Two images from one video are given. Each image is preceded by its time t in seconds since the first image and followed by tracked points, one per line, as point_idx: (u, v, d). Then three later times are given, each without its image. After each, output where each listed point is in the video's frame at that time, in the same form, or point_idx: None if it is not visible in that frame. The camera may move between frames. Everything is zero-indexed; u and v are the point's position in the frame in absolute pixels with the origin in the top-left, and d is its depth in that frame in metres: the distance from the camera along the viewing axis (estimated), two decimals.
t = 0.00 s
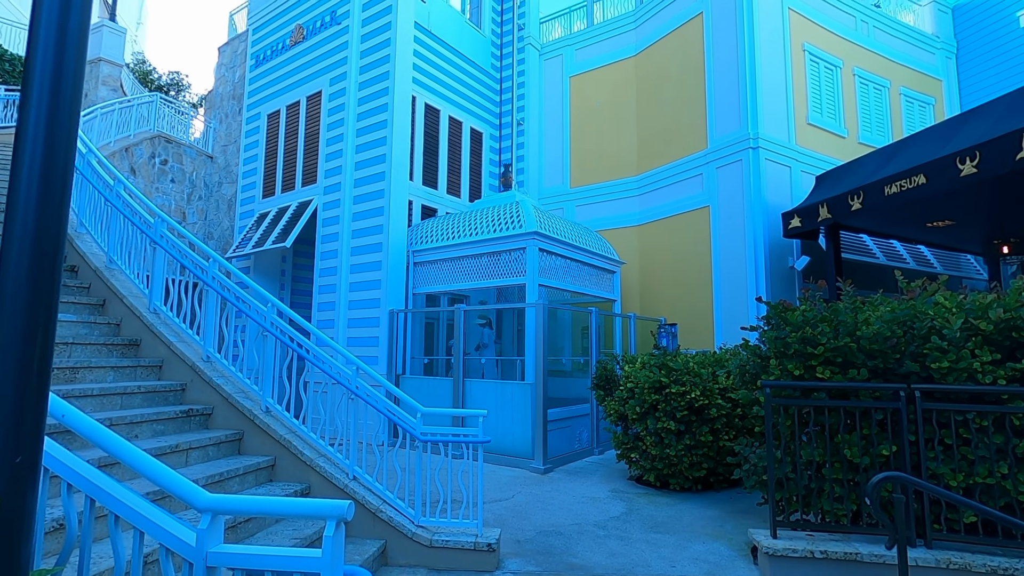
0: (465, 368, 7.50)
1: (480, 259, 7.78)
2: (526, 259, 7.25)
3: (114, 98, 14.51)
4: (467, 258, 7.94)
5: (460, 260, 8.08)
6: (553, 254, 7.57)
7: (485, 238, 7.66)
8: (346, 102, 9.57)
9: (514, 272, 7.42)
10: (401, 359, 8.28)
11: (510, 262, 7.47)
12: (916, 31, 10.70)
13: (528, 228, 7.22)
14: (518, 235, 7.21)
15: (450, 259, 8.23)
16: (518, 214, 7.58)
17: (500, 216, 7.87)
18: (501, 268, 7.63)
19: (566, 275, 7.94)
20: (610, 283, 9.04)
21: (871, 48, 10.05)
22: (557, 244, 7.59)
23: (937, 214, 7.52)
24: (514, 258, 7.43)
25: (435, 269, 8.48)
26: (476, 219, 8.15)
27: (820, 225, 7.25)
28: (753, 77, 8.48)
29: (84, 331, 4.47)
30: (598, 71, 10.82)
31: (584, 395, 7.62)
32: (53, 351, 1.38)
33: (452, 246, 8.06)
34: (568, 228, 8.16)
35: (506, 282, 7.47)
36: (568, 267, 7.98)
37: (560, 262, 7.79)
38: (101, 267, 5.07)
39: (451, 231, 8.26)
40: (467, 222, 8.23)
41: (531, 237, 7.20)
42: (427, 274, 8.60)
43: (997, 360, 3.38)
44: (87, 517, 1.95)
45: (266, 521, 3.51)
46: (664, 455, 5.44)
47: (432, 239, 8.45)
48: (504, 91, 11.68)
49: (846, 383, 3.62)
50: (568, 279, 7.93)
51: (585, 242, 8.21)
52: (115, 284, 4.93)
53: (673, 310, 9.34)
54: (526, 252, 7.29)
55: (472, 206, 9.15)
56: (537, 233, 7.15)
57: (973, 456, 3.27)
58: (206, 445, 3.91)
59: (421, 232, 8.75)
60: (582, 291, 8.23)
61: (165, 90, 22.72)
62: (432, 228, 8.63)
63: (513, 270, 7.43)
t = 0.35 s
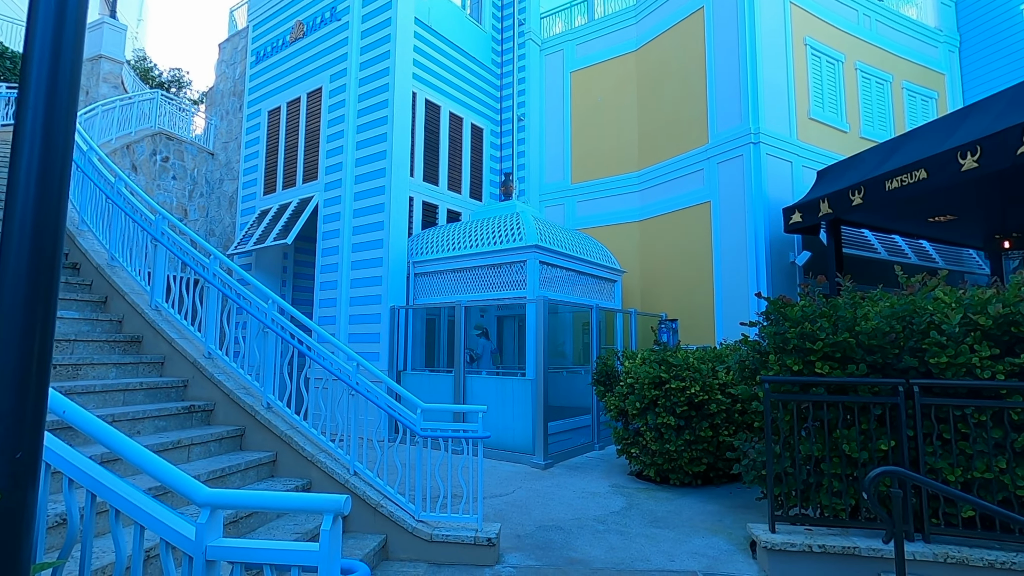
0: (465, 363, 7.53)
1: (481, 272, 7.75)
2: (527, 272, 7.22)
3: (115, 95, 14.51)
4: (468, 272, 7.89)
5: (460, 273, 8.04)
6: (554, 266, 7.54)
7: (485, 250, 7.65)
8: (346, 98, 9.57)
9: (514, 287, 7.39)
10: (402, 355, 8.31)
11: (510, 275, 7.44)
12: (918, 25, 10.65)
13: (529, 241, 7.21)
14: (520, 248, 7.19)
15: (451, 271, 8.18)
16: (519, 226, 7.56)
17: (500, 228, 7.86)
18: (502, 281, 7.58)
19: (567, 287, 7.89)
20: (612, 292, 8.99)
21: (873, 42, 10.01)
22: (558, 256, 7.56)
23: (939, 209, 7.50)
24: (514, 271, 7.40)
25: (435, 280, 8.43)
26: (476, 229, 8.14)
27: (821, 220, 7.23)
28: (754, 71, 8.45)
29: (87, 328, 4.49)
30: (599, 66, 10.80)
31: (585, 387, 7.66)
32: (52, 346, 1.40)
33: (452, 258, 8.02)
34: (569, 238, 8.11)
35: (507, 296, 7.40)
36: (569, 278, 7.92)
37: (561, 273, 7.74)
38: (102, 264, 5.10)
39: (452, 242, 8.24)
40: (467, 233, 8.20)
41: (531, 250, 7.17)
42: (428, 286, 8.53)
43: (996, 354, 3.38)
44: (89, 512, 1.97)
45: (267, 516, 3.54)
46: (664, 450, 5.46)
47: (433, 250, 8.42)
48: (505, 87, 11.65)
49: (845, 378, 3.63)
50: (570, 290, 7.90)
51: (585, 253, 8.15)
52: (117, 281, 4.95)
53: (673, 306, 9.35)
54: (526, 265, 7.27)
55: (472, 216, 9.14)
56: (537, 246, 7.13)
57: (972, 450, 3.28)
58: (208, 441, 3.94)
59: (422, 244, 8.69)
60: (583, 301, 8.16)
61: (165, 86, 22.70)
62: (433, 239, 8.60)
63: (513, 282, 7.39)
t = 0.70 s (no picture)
0: (467, 361, 7.55)
1: (483, 280, 7.78)
2: (529, 280, 7.26)
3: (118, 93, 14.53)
4: (471, 280, 7.91)
5: (463, 281, 8.07)
6: (557, 273, 7.57)
7: (487, 259, 7.67)
8: (349, 95, 9.57)
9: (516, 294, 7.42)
10: (405, 352, 8.34)
11: (513, 283, 7.48)
12: (922, 20, 10.61)
13: (532, 250, 7.26)
14: (523, 257, 7.24)
15: (453, 280, 8.20)
16: (521, 235, 7.60)
17: (503, 236, 7.89)
18: (505, 288, 7.61)
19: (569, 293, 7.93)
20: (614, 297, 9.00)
21: (877, 38, 9.98)
22: (560, 263, 7.60)
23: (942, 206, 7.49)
24: (517, 279, 7.44)
25: (438, 287, 8.46)
26: (478, 237, 8.18)
27: (823, 217, 7.23)
28: (757, 68, 8.44)
29: (93, 325, 4.52)
30: (602, 62, 10.79)
31: (588, 384, 7.68)
32: (67, 343, 1.43)
33: (455, 266, 8.06)
34: (570, 243, 8.11)
35: (507, 305, 7.36)
36: (571, 284, 7.93)
37: (563, 279, 7.76)
38: (108, 262, 5.13)
39: (455, 249, 8.27)
40: (468, 241, 8.23)
41: (534, 259, 7.22)
42: (431, 291, 8.56)
43: (998, 351, 3.40)
44: (100, 507, 2.00)
45: (273, 511, 3.58)
46: (666, 446, 5.48)
47: (435, 258, 8.45)
48: (508, 84, 11.64)
49: (847, 375, 3.63)
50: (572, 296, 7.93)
51: (586, 260, 8.13)
52: (122, 279, 4.98)
53: (676, 303, 9.37)
54: (529, 274, 7.31)
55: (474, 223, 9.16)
56: (540, 255, 7.18)
57: (973, 447, 3.30)
58: (214, 437, 3.97)
59: (424, 253, 8.71)
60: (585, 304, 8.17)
61: (167, 84, 22.70)
62: (436, 246, 8.63)
63: (516, 291, 7.41)
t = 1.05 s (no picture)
0: (469, 361, 7.55)
1: (486, 281, 7.78)
2: (531, 281, 7.27)
3: (120, 93, 14.55)
4: (473, 281, 7.91)
5: (465, 283, 8.07)
6: (558, 275, 7.56)
7: (489, 260, 7.68)
8: (351, 94, 9.58)
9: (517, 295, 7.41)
10: (407, 351, 8.34)
11: (514, 285, 7.48)
12: (925, 18, 10.57)
13: (533, 252, 7.25)
14: (525, 259, 7.22)
15: (455, 281, 8.20)
16: (523, 237, 7.60)
17: (505, 237, 7.90)
18: (507, 289, 7.60)
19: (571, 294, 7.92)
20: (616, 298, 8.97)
21: (880, 35, 9.95)
22: (561, 265, 7.58)
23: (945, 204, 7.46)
24: (518, 281, 7.44)
25: (439, 287, 8.46)
26: (480, 238, 8.18)
27: (826, 216, 7.20)
28: (759, 66, 8.41)
29: (96, 325, 4.53)
30: (603, 61, 10.77)
31: (590, 384, 7.68)
32: (69, 343, 1.43)
33: (457, 267, 8.07)
34: (571, 245, 8.11)
35: (508, 305, 7.35)
36: (573, 284, 7.92)
37: (565, 280, 7.76)
38: (110, 261, 5.14)
39: (457, 251, 8.27)
40: (470, 242, 8.24)
41: (536, 261, 7.21)
42: (433, 292, 8.56)
43: (1001, 350, 3.39)
44: (103, 506, 2.00)
45: (275, 510, 3.59)
46: (668, 446, 5.48)
47: (438, 259, 8.45)
48: (510, 82, 11.61)
49: (849, 374, 3.62)
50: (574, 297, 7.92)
51: (587, 261, 8.13)
52: (125, 278, 4.99)
53: (678, 302, 9.36)
54: (531, 277, 7.30)
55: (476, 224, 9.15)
56: (541, 258, 7.17)
57: (976, 446, 3.28)
58: (216, 437, 3.99)
59: (426, 254, 8.71)
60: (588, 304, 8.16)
61: (169, 83, 22.73)
62: (438, 247, 8.64)
63: (518, 292, 7.41)
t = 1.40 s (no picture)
0: (471, 363, 7.56)
1: (488, 284, 7.79)
2: (533, 284, 7.27)
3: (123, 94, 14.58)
4: (474, 284, 7.91)
5: (466, 286, 8.06)
6: (559, 278, 7.56)
7: (490, 263, 7.69)
8: (353, 96, 9.60)
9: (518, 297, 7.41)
10: (408, 352, 8.34)
11: (516, 288, 7.48)
12: (928, 19, 10.56)
13: (534, 255, 7.25)
14: (527, 263, 7.21)
15: (456, 284, 8.19)
16: (524, 241, 7.60)
17: (506, 241, 7.90)
18: (509, 291, 7.60)
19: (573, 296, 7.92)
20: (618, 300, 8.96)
21: (881, 36, 9.94)
22: (562, 268, 7.57)
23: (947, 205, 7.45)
24: (520, 284, 7.43)
25: (440, 289, 8.46)
26: (482, 241, 8.19)
27: (828, 217, 7.20)
28: (761, 67, 8.41)
29: (99, 327, 4.54)
30: (605, 62, 10.78)
31: (592, 386, 7.67)
32: (72, 346, 1.44)
33: (458, 270, 8.06)
34: (573, 248, 8.12)
35: (510, 307, 7.35)
36: (574, 287, 7.91)
37: (567, 283, 7.76)
38: (113, 263, 5.15)
39: (459, 254, 8.26)
40: (471, 246, 8.24)
41: (537, 264, 7.21)
42: (435, 294, 8.56)
43: (1004, 352, 3.38)
44: (106, 509, 2.00)
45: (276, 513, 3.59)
46: (670, 447, 5.47)
47: (439, 262, 8.45)
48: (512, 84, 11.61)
49: (851, 376, 3.63)
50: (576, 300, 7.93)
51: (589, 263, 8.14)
52: (127, 280, 5.00)
53: (679, 303, 9.35)
54: (532, 280, 7.30)
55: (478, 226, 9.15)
56: (542, 262, 7.17)
57: (978, 448, 3.28)
58: (219, 439, 4.00)
59: (428, 257, 8.71)
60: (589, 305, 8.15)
61: (172, 85, 22.76)
62: (439, 250, 8.65)
63: (520, 294, 7.41)
